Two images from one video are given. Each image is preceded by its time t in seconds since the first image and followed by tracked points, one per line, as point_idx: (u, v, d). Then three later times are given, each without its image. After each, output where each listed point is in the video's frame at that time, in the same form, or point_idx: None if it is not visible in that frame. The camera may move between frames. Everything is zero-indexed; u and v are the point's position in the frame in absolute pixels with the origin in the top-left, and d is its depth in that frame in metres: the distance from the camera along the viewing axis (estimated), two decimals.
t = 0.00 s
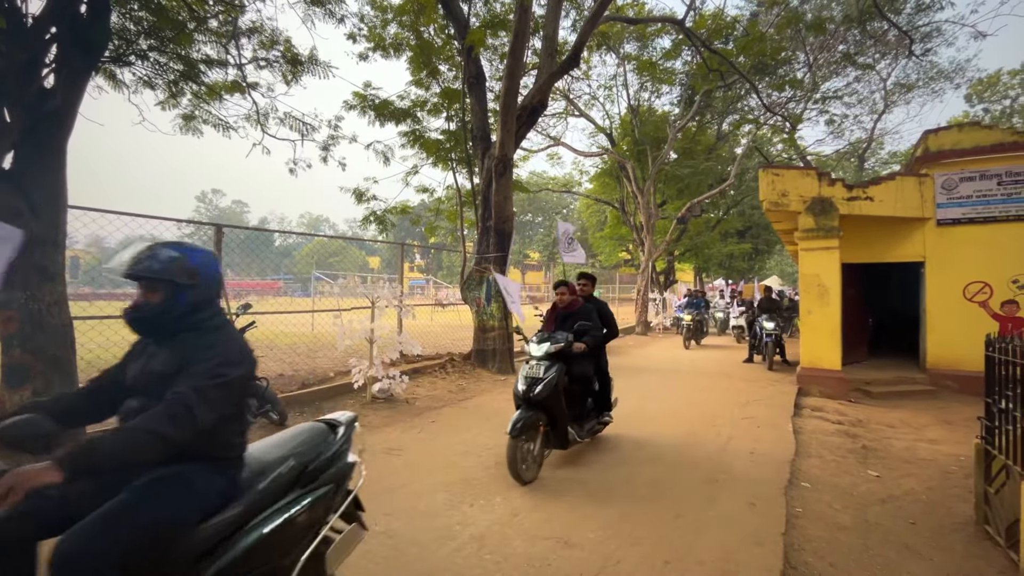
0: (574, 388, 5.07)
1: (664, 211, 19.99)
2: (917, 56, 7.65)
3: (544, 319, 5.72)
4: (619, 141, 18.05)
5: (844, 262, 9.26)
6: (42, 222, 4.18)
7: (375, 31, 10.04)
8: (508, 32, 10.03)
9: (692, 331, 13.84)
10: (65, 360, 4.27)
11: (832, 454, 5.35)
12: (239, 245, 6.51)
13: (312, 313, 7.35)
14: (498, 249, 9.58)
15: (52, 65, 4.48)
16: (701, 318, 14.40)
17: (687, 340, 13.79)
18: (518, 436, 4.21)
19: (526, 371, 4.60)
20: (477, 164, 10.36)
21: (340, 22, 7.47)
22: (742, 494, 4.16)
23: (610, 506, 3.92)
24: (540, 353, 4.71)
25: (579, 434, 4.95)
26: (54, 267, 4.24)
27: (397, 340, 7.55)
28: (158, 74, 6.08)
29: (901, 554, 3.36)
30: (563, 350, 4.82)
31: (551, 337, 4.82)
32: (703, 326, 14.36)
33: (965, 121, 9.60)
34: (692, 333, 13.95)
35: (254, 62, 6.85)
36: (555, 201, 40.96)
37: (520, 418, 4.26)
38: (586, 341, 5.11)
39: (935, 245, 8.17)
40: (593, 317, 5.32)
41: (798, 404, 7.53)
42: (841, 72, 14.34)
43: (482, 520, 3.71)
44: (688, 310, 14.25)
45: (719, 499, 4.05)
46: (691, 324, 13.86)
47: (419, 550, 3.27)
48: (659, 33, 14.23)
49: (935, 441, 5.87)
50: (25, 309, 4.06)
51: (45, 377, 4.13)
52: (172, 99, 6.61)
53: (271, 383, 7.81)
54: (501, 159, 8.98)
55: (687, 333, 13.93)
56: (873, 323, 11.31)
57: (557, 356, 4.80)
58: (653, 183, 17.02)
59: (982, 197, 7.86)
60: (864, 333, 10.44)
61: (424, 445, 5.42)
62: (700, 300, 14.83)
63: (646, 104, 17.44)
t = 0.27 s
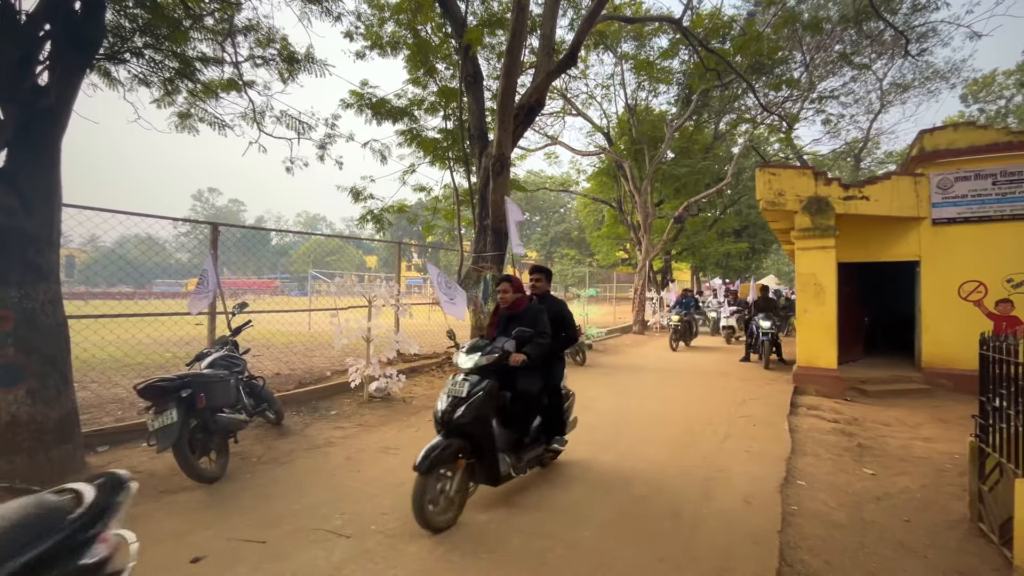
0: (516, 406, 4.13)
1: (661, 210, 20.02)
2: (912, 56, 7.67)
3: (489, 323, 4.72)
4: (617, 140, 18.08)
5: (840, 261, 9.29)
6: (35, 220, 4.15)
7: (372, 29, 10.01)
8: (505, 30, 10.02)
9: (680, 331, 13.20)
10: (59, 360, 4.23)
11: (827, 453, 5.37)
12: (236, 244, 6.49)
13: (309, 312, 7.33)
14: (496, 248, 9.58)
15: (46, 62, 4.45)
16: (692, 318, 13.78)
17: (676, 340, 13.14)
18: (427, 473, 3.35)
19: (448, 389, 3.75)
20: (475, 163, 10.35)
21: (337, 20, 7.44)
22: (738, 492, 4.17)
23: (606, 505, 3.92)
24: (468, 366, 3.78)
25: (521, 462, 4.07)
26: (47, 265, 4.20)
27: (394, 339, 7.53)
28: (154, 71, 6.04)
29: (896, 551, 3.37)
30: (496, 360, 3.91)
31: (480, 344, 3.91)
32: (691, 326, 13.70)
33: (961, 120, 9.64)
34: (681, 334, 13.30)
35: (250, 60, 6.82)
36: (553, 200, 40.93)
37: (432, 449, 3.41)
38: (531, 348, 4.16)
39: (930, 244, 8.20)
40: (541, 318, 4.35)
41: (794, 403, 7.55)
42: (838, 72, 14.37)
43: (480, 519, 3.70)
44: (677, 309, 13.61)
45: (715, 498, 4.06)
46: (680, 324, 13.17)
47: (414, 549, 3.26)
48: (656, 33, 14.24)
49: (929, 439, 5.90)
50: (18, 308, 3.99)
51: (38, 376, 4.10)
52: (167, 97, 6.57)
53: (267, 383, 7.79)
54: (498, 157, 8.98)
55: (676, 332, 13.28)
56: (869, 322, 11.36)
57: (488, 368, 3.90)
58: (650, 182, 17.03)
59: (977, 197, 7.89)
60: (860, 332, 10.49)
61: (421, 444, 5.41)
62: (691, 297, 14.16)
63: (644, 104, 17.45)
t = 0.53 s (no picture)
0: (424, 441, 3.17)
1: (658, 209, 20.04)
2: (908, 56, 7.70)
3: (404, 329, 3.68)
4: (614, 140, 18.11)
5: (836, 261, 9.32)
6: (29, 219, 4.12)
7: (369, 27, 9.98)
8: (502, 29, 10.01)
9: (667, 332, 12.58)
10: (54, 359, 4.21)
11: (823, 451, 5.40)
12: (233, 243, 6.47)
13: (305, 311, 7.32)
14: (493, 247, 9.58)
15: (40, 60, 4.43)
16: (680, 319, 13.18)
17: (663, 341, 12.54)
18: (279, 542, 2.36)
19: (324, 420, 2.74)
20: (472, 162, 10.35)
21: (333, 19, 7.41)
22: (735, 491, 4.18)
23: (603, 504, 3.93)
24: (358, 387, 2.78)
25: (424, 515, 3.10)
26: (42, 264, 4.17)
27: (391, 339, 7.53)
28: (149, 70, 6.02)
29: (890, 549, 3.39)
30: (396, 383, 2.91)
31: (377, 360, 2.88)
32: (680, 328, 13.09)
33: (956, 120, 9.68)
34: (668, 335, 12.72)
35: (246, 59, 6.80)
36: (551, 199, 40.88)
37: (292, 503, 2.43)
38: (447, 366, 3.19)
39: (926, 244, 8.24)
40: (467, 329, 3.36)
41: (791, 402, 7.57)
42: (834, 72, 14.42)
43: (477, 517, 3.71)
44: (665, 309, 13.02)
45: (712, 496, 4.08)
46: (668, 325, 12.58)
47: (412, 547, 3.27)
48: (653, 32, 14.26)
49: (924, 438, 5.94)
50: (13, 307, 3.98)
51: (33, 376, 4.07)
52: (163, 96, 6.54)
53: (264, 382, 7.76)
54: (496, 156, 8.97)
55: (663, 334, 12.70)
56: (865, 321, 11.41)
57: (387, 394, 2.90)
58: (647, 182, 17.04)
59: (972, 197, 7.94)
60: (856, 331, 10.53)
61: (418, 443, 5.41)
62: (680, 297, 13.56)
63: (641, 103, 17.47)
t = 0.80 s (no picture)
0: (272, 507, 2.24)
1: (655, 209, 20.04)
2: (904, 57, 7.73)
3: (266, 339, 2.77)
4: (612, 139, 18.14)
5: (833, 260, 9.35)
6: (23, 217, 4.10)
7: (366, 26, 9.95)
8: (500, 28, 10.00)
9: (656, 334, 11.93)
10: (49, 359, 4.19)
11: (819, 450, 5.42)
12: (229, 243, 6.45)
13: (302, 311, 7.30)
14: (491, 246, 9.57)
15: (34, 58, 4.40)
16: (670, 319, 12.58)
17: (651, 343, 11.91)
18: None
19: (86, 485, 1.84)
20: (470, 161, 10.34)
21: (331, 18, 7.40)
22: (731, 489, 4.20)
23: (600, 502, 3.93)
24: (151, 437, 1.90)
25: None
26: (37, 263, 4.15)
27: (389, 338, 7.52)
28: (145, 68, 5.99)
29: (886, 548, 3.41)
30: (209, 424, 2.03)
31: (192, 387, 2.06)
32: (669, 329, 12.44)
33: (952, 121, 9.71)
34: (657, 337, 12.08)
35: (243, 57, 6.77)
36: (548, 198, 40.89)
37: None
38: (297, 399, 2.23)
39: (921, 243, 8.28)
40: (337, 342, 2.39)
41: (787, 400, 7.60)
42: (831, 72, 14.45)
43: (474, 516, 3.72)
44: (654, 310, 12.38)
45: (708, 495, 4.09)
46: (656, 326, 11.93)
47: (409, 547, 3.26)
48: (651, 32, 14.27)
49: (920, 437, 5.96)
50: (8, 306, 3.97)
51: (28, 376, 4.05)
52: (159, 94, 6.52)
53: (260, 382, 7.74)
54: (493, 156, 8.96)
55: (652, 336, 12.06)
56: (860, 321, 11.45)
57: (198, 441, 2.01)
58: (645, 181, 17.05)
59: (967, 197, 7.98)
60: (852, 330, 10.57)
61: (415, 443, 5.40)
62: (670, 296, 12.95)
63: (638, 103, 17.47)
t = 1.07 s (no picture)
0: None
1: (653, 208, 20.05)
2: (901, 56, 7.75)
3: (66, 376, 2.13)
4: (609, 138, 18.14)
5: (829, 259, 9.38)
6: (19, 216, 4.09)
7: (363, 24, 9.92)
8: (498, 27, 9.99)
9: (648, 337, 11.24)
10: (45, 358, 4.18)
11: (816, 448, 5.44)
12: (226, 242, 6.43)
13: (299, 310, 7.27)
14: (488, 245, 9.56)
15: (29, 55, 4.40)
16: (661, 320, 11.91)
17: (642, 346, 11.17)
18: None
19: None
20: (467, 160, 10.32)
21: (328, 16, 7.37)
22: (728, 488, 4.21)
23: (598, 501, 3.94)
24: None
25: None
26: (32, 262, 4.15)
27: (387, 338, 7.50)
28: (141, 66, 5.96)
29: (882, 545, 3.43)
30: None
31: None
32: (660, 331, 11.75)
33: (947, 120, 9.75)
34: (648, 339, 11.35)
35: (240, 55, 6.75)
36: (546, 197, 40.90)
37: None
38: None
39: (917, 242, 8.31)
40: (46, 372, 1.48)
41: (784, 399, 7.63)
42: (828, 72, 14.48)
43: (472, 514, 3.73)
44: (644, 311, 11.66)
45: (705, 493, 4.10)
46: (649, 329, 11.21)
47: (408, 546, 3.26)
48: (648, 31, 14.26)
49: (915, 435, 5.99)
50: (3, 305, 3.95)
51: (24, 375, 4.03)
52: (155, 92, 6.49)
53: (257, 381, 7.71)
54: (491, 155, 8.96)
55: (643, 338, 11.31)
56: (857, 320, 11.49)
57: None
58: (643, 180, 17.05)
59: (962, 196, 8.02)
60: (848, 329, 10.60)
61: (413, 442, 5.40)
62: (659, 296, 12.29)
63: (636, 102, 17.47)
